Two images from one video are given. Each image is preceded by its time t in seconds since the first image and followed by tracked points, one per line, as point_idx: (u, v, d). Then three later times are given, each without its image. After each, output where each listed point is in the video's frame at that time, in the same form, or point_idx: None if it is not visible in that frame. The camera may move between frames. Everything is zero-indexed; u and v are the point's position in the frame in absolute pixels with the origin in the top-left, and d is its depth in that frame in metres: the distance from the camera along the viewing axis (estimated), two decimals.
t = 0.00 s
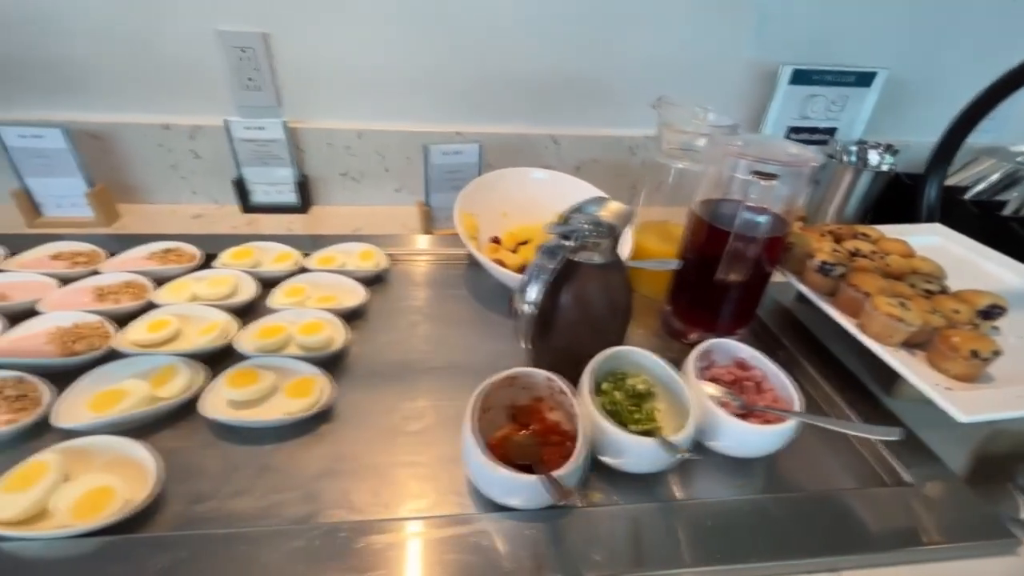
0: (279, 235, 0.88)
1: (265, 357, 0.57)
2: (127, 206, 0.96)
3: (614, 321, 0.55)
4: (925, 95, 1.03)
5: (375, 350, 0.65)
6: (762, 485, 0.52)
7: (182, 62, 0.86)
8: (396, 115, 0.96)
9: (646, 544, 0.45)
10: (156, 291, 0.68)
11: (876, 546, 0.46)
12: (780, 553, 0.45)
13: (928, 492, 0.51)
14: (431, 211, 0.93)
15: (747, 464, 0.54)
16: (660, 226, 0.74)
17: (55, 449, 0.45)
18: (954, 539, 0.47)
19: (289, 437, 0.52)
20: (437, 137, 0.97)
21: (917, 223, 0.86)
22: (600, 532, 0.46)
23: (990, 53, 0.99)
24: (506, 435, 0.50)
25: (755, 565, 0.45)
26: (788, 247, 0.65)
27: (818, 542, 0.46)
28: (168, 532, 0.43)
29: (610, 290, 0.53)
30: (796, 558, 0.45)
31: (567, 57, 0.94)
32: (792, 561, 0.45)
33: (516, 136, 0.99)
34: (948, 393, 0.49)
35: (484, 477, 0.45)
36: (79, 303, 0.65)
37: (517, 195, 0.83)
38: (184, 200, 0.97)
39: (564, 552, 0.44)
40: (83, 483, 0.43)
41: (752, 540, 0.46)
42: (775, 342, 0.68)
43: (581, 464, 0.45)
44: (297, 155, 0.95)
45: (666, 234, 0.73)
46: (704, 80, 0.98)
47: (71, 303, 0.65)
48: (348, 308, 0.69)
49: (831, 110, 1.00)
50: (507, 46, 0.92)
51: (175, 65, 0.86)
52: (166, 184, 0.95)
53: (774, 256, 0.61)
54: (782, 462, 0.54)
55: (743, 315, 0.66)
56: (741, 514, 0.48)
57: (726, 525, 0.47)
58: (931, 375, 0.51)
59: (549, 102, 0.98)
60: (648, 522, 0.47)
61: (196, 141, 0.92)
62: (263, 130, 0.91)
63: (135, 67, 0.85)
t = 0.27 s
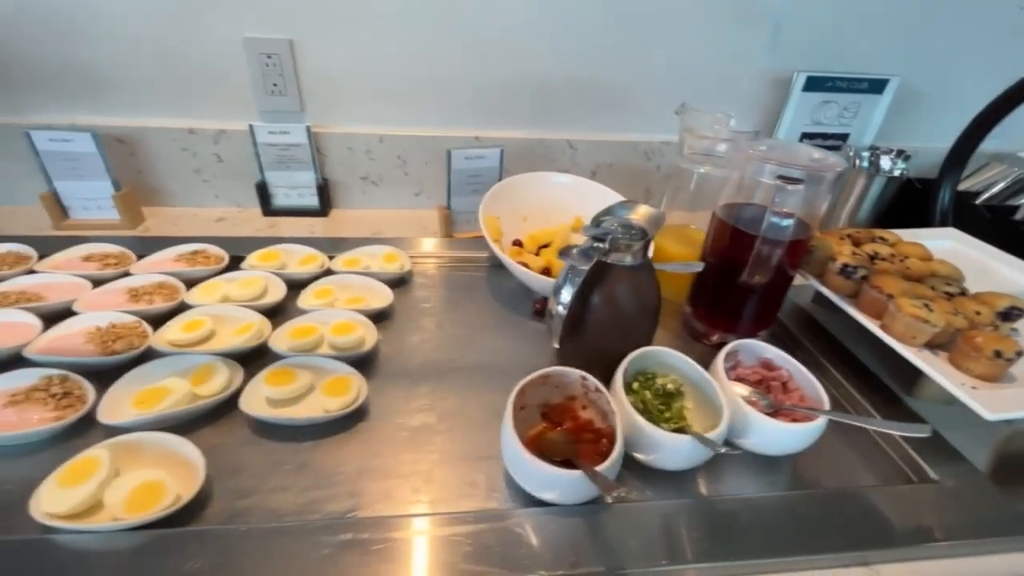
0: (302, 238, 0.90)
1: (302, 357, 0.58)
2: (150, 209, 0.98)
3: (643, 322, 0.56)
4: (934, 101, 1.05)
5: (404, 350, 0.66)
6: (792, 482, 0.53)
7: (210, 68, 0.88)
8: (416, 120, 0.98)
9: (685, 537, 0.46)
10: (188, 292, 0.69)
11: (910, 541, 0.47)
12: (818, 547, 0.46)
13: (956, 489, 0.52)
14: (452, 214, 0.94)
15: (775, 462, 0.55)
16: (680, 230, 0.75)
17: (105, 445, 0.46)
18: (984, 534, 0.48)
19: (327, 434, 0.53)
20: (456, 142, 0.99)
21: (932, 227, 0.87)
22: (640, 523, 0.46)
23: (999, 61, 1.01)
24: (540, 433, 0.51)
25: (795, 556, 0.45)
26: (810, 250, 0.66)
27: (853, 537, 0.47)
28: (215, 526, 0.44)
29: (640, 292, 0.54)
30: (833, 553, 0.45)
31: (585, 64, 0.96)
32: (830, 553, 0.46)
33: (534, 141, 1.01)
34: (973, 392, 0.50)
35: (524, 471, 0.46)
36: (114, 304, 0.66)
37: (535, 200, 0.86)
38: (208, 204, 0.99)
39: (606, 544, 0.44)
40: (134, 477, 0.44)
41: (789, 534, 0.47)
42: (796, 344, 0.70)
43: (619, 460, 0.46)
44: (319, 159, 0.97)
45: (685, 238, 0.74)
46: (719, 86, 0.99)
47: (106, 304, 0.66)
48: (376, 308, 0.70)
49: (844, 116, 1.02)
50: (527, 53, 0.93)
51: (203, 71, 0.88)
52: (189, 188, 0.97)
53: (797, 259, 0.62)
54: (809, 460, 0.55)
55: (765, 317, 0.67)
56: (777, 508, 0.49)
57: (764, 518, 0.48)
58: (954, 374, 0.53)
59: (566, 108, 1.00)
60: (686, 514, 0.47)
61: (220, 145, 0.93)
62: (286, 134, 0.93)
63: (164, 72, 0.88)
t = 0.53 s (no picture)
0: (320, 240, 0.92)
1: (330, 355, 0.60)
2: (166, 211, 1.01)
3: (663, 322, 0.58)
4: (937, 108, 1.07)
5: (427, 350, 0.68)
6: (810, 477, 0.54)
7: (230, 74, 0.91)
8: (430, 125, 1.00)
9: (711, 528, 0.47)
10: (213, 293, 0.70)
11: (927, 533, 0.48)
12: (839, 539, 0.47)
13: (969, 483, 0.53)
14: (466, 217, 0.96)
15: (793, 458, 0.56)
16: (694, 233, 0.77)
17: (146, 440, 0.47)
18: (998, 527, 0.49)
19: (357, 430, 0.55)
20: (470, 146, 1.01)
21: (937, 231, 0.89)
22: (668, 515, 0.48)
23: (1001, 70, 1.04)
24: (565, 429, 0.53)
25: (818, 547, 0.46)
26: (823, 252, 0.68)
27: (873, 530, 0.48)
28: (255, 517, 0.45)
29: (661, 292, 0.56)
30: (854, 544, 0.47)
31: (597, 70, 0.98)
32: (852, 543, 0.47)
33: (546, 145, 1.03)
34: (984, 389, 0.52)
35: (554, 464, 0.47)
36: (141, 304, 0.67)
37: (547, 205, 0.89)
38: (225, 207, 1.02)
39: (634, 535, 0.46)
40: (175, 471, 0.46)
41: (811, 525, 0.48)
42: (808, 344, 0.71)
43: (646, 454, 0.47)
44: (335, 162, 1.00)
45: (698, 240, 0.75)
46: (727, 92, 1.02)
47: (133, 304, 0.67)
48: (398, 308, 0.72)
49: (848, 122, 1.05)
50: (541, 60, 0.96)
51: (223, 76, 0.91)
52: (206, 190, 1.00)
53: (810, 262, 0.64)
54: (824, 455, 0.57)
55: (778, 318, 0.69)
56: (798, 500, 0.50)
57: (786, 510, 0.49)
58: (965, 372, 0.54)
59: (578, 113, 1.02)
60: (711, 506, 0.49)
61: (238, 149, 0.96)
62: (304, 139, 0.95)
63: (186, 78, 0.90)
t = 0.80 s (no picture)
0: (330, 242, 0.92)
1: (347, 356, 0.60)
2: (177, 212, 1.02)
3: (678, 323, 0.58)
4: (940, 113, 1.09)
5: (441, 351, 0.69)
6: (823, 476, 0.55)
7: (242, 77, 0.92)
8: (439, 128, 1.01)
9: (730, 526, 0.47)
10: (227, 294, 0.71)
11: (941, 532, 0.49)
12: (855, 537, 0.48)
13: (980, 482, 0.54)
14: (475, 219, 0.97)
15: (806, 458, 0.57)
16: (703, 235, 0.78)
17: (169, 439, 0.48)
18: (1009, 525, 0.50)
19: (376, 430, 0.55)
20: (478, 149, 1.02)
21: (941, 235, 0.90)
22: (686, 513, 0.48)
23: (1004, 76, 1.05)
24: (581, 429, 0.53)
25: (836, 544, 0.47)
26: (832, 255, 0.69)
27: (888, 528, 0.49)
28: (278, 515, 0.45)
29: (676, 293, 0.56)
30: (869, 542, 0.47)
31: (605, 75, 0.99)
32: (868, 541, 0.48)
33: (554, 148, 1.04)
34: (994, 390, 0.53)
35: (574, 464, 0.47)
36: (156, 305, 0.68)
37: (557, 207, 0.91)
38: (234, 208, 1.04)
39: (653, 532, 0.46)
40: (199, 470, 0.46)
41: (827, 523, 0.48)
42: (818, 346, 0.72)
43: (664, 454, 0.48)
44: (344, 165, 1.01)
45: (707, 243, 0.76)
46: (733, 97, 1.03)
47: (149, 305, 0.68)
48: (411, 310, 0.72)
49: (852, 127, 1.06)
50: (549, 64, 0.96)
51: (235, 79, 0.92)
52: (216, 192, 1.02)
53: (819, 265, 0.65)
54: (836, 455, 0.58)
55: (788, 320, 0.70)
56: (814, 498, 0.51)
57: (802, 508, 0.50)
58: (975, 373, 0.55)
59: (585, 117, 1.03)
60: (728, 505, 0.49)
61: (248, 151, 0.98)
62: (314, 141, 0.96)
63: (199, 81, 0.91)
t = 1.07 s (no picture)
0: (338, 244, 0.93)
1: (359, 357, 0.61)
2: (186, 214, 1.04)
3: (688, 325, 0.59)
4: (942, 118, 1.10)
5: (451, 352, 0.69)
6: (832, 477, 0.56)
7: (252, 80, 0.93)
8: (446, 132, 1.02)
9: (741, 526, 0.48)
10: (238, 295, 0.71)
11: (949, 531, 0.50)
12: (865, 537, 0.48)
13: (987, 483, 0.55)
14: (482, 222, 0.98)
15: (815, 459, 0.57)
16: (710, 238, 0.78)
17: (186, 439, 0.48)
18: (1016, 525, 0.51)
19: (389, 430, 0.56)
20: (484, 152, 1.03)
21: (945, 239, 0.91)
22: (698, 513, 0.49)
23: (1006, 81, 1.06)
24: (592, 430, 0.54)
25: (847, 544, 0.48)
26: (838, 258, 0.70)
27: (898, 528, 0.49)
28: (296, 514, 0.46)
29: (686, 296, 0.57)
30: (879, 542, 0.48)
31: (611, 79, 1.00)
32: (877, 541, 0.48)
33: (559, 152, 1.04)
34: (1001, 392, 0.53)
35: (587, 464, 0.48)
36: (168, 306, 0.68)
37: (564, 210, 0.92)
38: (242, 210, 1.06)
39: (666, 531, 0.47)
40: (216, 469, 0.47)
41: (838, 523, 0.49)
42: (824, 348, 0.73)
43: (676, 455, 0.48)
44: (352, 168, 1.02)
45: (714, 246, 0.77)
46: (737, 101, 1.04)
47: (161, 306, 0.68)
48: (421, 312, 0.73)
49: (855, 131, 1.07)
50: (556, 68, 0.97)
51: (245, 83, 0.93)
52: (225, 194, 1.03)
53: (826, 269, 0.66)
54: (844, 456, 0.58)
55: (794, 323, 0.70)
56: (823, 498, 0.51)
57: (813, 508, 0.50)
58: (981, 376, 0.56)
59: (590, 121, 1.04)
60: (739, 504, 0.50)
61: (257, 154, 0.99)
62: (323, 144, 0.98)
63: (208, 84, 0.93)
